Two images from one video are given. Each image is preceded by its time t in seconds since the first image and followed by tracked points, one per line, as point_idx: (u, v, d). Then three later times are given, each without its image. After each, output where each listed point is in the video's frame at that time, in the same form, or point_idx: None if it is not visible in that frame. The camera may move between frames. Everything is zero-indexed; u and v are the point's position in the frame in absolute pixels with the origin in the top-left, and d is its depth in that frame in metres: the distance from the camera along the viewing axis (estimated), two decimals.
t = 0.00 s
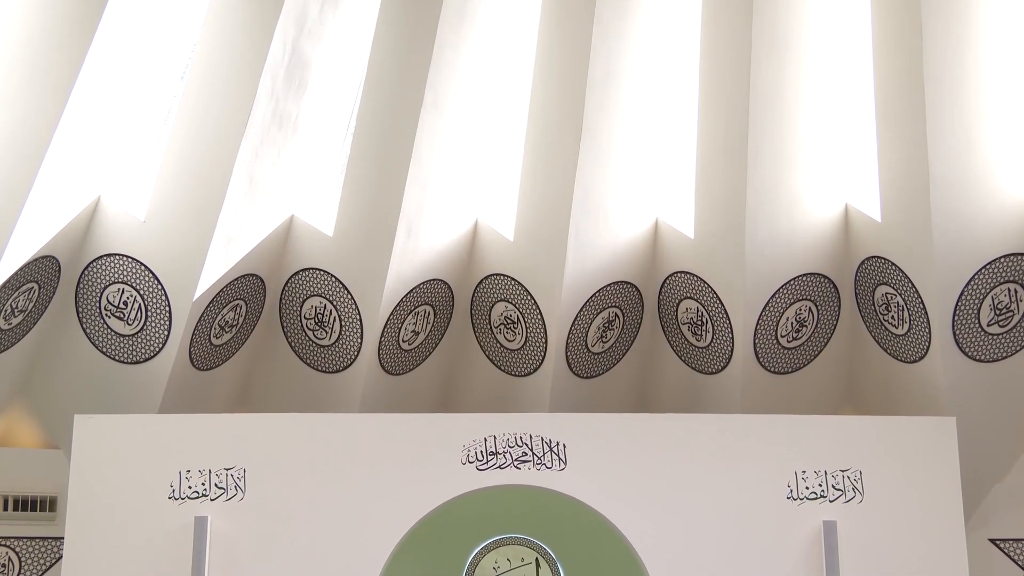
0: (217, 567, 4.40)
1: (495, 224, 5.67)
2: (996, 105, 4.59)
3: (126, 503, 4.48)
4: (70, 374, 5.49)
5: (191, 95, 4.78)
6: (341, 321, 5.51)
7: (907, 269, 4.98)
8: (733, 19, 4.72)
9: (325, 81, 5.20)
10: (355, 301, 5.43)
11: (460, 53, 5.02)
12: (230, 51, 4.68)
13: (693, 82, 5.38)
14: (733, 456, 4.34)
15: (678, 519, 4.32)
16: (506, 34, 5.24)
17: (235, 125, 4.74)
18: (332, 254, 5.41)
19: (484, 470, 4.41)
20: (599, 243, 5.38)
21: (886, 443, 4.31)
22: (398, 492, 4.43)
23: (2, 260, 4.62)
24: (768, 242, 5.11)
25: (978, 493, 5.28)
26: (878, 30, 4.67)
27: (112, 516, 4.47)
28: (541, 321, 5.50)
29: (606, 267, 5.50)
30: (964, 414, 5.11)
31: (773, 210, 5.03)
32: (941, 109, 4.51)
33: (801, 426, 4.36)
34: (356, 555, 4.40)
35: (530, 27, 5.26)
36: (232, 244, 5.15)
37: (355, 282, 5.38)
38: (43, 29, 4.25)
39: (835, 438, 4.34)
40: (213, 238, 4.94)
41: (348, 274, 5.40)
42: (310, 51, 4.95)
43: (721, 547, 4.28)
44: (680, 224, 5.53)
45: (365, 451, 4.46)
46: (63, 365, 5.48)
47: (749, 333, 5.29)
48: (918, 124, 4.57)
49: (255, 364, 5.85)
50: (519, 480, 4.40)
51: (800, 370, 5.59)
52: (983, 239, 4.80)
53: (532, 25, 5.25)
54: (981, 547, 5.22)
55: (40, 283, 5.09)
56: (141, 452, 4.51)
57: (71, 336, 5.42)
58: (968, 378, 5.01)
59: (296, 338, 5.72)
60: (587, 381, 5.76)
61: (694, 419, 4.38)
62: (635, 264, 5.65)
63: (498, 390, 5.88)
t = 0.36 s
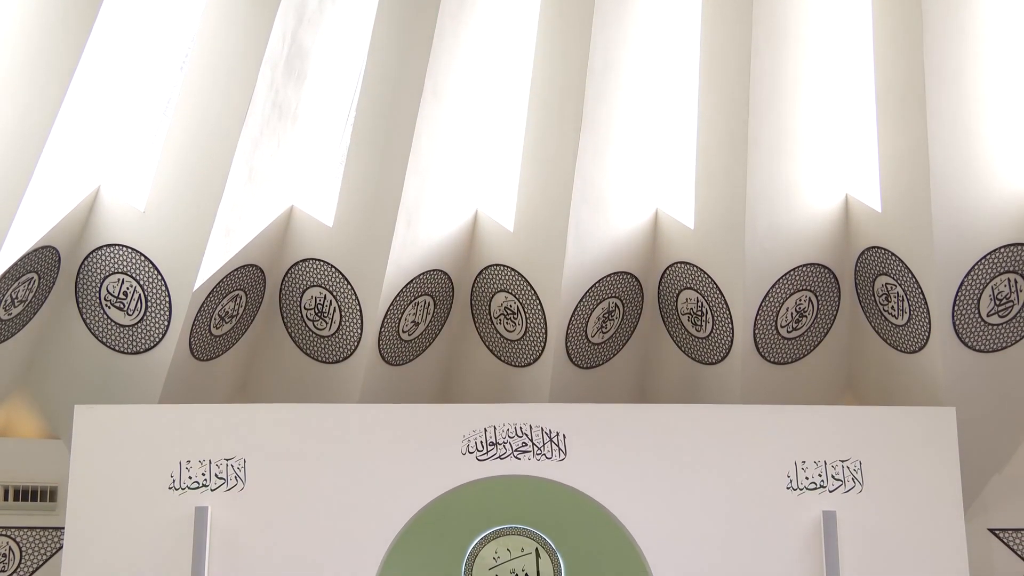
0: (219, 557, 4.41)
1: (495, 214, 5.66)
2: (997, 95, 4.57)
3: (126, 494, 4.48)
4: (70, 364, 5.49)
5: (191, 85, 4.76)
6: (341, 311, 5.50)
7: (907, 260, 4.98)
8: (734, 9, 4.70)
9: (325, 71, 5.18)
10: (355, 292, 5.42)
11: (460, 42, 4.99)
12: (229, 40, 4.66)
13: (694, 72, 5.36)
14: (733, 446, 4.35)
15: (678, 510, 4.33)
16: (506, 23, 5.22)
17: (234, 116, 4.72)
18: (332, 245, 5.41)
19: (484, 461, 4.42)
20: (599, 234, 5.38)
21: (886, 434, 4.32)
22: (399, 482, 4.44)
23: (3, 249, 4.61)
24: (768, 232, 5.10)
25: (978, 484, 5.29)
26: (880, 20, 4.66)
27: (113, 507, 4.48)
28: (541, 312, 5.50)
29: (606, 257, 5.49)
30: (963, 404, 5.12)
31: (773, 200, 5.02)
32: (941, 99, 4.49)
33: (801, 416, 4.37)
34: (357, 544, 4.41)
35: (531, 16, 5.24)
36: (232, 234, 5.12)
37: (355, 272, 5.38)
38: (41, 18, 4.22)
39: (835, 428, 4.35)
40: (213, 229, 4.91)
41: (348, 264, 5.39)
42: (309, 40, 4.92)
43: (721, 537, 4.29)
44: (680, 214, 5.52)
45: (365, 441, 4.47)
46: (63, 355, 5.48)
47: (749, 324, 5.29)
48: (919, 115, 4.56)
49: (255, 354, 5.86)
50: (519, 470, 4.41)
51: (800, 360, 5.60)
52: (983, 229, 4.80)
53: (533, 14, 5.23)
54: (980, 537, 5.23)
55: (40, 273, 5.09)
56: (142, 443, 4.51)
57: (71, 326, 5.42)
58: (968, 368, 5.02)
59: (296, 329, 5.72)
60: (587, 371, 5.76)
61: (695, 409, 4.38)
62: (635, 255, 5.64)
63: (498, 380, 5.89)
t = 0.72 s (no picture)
0: (219, 545, 4.42)
1: (495, 202, 5.65)
2: (999, 83, 4.56)
3: (127, 482, 4.49)
4: (71, 352, 5.49)
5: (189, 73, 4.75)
6: (341, 300, 5.50)
7: (907, 248, 4.98)
8: None
9: (324, 59, 5.16)
10: (355, 281, 5.42)
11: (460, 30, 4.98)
12: (227, 29, 4.65)
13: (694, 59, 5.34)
14: (733, 434, 4.36)
15: (678, 498, 4.34)
16: (506, 11, 5.19)
17: (233, 104, 4.70)
18: (332, 234, 5.40)
19: (484, 449, 4.43)
20: (599, 223, 5.37)
21: (885, 422, 4.33)
22: (399, 470, 4.45)
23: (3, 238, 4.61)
24: (769, 221, 5.10)
25: (977, 472, 5.30)
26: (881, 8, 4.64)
27: (113, 495, 4.48)
28: (541, 300, 5.50)
29: (606, 246, 5.48)
30: (963, 392, 5.13)
31: (773, 189, 5.01)
32: (942, 88, 4.48)
33: (801, 405, 4.38)
34: (358, 532, 4.43)
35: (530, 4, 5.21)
36: (232, 222, 5.13)
37: (355, 261, 5.37)
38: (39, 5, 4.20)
39: (835, 416, 4.35)
40: (213, 219, 4.92)
41: (348, 253, 5.39)
42: (308, 28, 4.90)
43: (720, 525, 4.31)
44: (680, 202, 5.51)
45: (366, 430, 4.47)
46: (64, 344, 5.48)
47: (749, 312, 5.29)
48: (919, 103, 4.55)
49: (255, 343, 5.86)
50: (519, 458, 4.42)
51: (800, 349, 5.60)
52: (983, 218, 4.80)
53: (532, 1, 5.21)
54: (979, 525, 5.25)
55: (40, 262, 5.08)
56: (142, 431, 4.51)
57: (71, 315, 5.42)
58: (968, 356, 5.03)
59: (296, 317, 5.72)
60: (587, 360, 5.77)
61: (695, 397, 4.39)
62: (635, 243, 5.64)
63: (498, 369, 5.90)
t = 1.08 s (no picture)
0: (220, 533, 4.43)
1: (495, 192, 5.64)
2: (998, 72, 4.55)
3: (128, 471, 4.50)
4: (71, 342, 5.49)
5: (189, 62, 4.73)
6: (341, 290, 5.50)
7: (907, 238, 4.98)
8: None
9: (323, 47, 5.14)
10: (355, 271, 5.42)
11: (460, 20, 4.96)
12: (226, 18, 4.63)
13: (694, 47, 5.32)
14: (733, 424, 4.36)
15: (678, 487, 4.35)
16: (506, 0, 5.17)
17: (232, 93, 4.69)
18: (331, 223, 5.39)
19: (484, 438, 4.43)
20: (599, 213, 5.37)
21: (885, 411, 4.34)
22: (400, 459, 4.46)
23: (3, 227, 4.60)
24: (769, 211, 5.09)
25: (977, 461, 5.30)
26: None
27: (114, 484, 4.49)
28: (541, 290, 5.50)
29: (606, 236, 5.48)
30: (962, 381, 5.15)
31: (774, 179, 5.01)
32: (943, 78, 4.47)
33: (801, 394, 4.38)
34: (359, 520, 4.44)
35: None
36: (231, 211, 5.14)
37: (355, 251, 5.37)
38: None
39: (835, 406, 4.36)
40: (213, 209, 4.93)
41: (348, 243, 5.38)
42: (306, 16, 4.89)
43: (720, 514, 4.32)
44: (680, 192, 5.50)
45: (366, 419, 4.48)
46: (64, 333, 5.48)
47: (748, 302, 5.29)
48: (919, 93, 4.55)
49: (256, 332, 5.86)
50: (519, 447, 4.43)
51: (800, 338, 5.60)
52: (983, 207, 4.80)
53: None
54: (978, 514, 5.25)
55: (40, 251, 5.08)
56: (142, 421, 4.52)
57: (71, 304, 5.42)
58: (968, 345, 5.04)
59: (296, 307, 5.72)
60: (587, 349, 5.77)
61: (695, 386, 4.39)
62: (635, 232, 5.63)
63: (498, 358, 5.91)
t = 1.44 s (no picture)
0: (221, 523, 4.44)
1: (495, 181, 5.62)
2: (999, 61, 4.54)
3: (129, 460, 4.50)
4: (71, 332, 5.49)
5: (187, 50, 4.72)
6: (341, 279, 5.50)
7: (908, 227, 4.97)
8: None
9: (322, 35, 5.12)
10: (355, 260, 5.41)
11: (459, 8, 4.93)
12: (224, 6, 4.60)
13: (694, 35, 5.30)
14: (733, 413, 4.37)
15: (678, 476, 4.36)
16: None
17: (231, 82, 4.67)
18: (331, 213, 5.39)
19: (484, 428, 4.44)
20: (599, 202, 5.36)
21: (884, 400, 4.35)
22: (400, 449, 4.47)
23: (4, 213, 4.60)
24: (769, 200, 5.08)
25: (977, 450, 5.31)
26: None
27: (115, 473, 4.49)
28: (541, 280, 5.50)
29: (606, 225, 5.47)
30: (961, 370, 5.15)
31: (774, 168, 5.00)
32: (943, 67, 4.46)
33: (801, 383, 4.39)
34: (360, 509, 4.44)
35: None
36: (231, 200, 5.13)
37: (355, 240, 5.36)
38: None
39: (835, 395, 4.37)
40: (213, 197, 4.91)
41: (348, 232, 5.38)
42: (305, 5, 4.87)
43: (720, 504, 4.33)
44: (680, 181, 5.50)
45: (366, 408, 4.49)
46: (64, 323, 5.48)
47: (748, 292, 5.29)
48: (919, 82, 4.54)
49: (256, 321, 5.86)
50: (519, 437, 4.43)
51: (801, 327, 5.60)
52: (983, 197, 4.79)
53: None
54: (978, 503, 5.26)
55: (40, 241, 5.07)
56: (143, 410, 4.52)
57: (71, 293, 5.41)
58: (968, 334, 5.04)
59: (297, 296, 5.72)
60: (587, 339, 5.77)
61: (695, 376, 4.40)
62: (635, 222, 5.62)
63: (498, 347, 5.91)
